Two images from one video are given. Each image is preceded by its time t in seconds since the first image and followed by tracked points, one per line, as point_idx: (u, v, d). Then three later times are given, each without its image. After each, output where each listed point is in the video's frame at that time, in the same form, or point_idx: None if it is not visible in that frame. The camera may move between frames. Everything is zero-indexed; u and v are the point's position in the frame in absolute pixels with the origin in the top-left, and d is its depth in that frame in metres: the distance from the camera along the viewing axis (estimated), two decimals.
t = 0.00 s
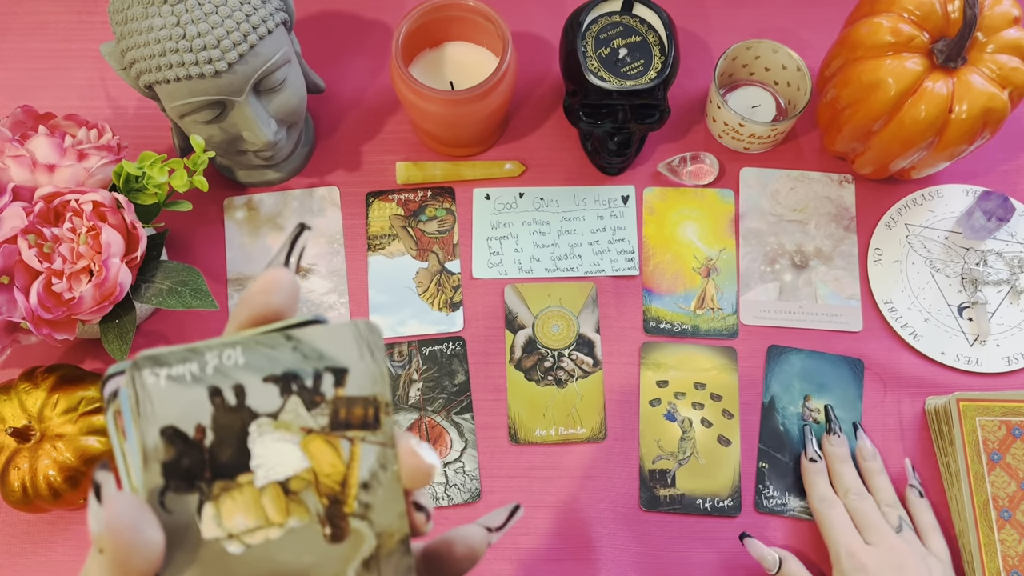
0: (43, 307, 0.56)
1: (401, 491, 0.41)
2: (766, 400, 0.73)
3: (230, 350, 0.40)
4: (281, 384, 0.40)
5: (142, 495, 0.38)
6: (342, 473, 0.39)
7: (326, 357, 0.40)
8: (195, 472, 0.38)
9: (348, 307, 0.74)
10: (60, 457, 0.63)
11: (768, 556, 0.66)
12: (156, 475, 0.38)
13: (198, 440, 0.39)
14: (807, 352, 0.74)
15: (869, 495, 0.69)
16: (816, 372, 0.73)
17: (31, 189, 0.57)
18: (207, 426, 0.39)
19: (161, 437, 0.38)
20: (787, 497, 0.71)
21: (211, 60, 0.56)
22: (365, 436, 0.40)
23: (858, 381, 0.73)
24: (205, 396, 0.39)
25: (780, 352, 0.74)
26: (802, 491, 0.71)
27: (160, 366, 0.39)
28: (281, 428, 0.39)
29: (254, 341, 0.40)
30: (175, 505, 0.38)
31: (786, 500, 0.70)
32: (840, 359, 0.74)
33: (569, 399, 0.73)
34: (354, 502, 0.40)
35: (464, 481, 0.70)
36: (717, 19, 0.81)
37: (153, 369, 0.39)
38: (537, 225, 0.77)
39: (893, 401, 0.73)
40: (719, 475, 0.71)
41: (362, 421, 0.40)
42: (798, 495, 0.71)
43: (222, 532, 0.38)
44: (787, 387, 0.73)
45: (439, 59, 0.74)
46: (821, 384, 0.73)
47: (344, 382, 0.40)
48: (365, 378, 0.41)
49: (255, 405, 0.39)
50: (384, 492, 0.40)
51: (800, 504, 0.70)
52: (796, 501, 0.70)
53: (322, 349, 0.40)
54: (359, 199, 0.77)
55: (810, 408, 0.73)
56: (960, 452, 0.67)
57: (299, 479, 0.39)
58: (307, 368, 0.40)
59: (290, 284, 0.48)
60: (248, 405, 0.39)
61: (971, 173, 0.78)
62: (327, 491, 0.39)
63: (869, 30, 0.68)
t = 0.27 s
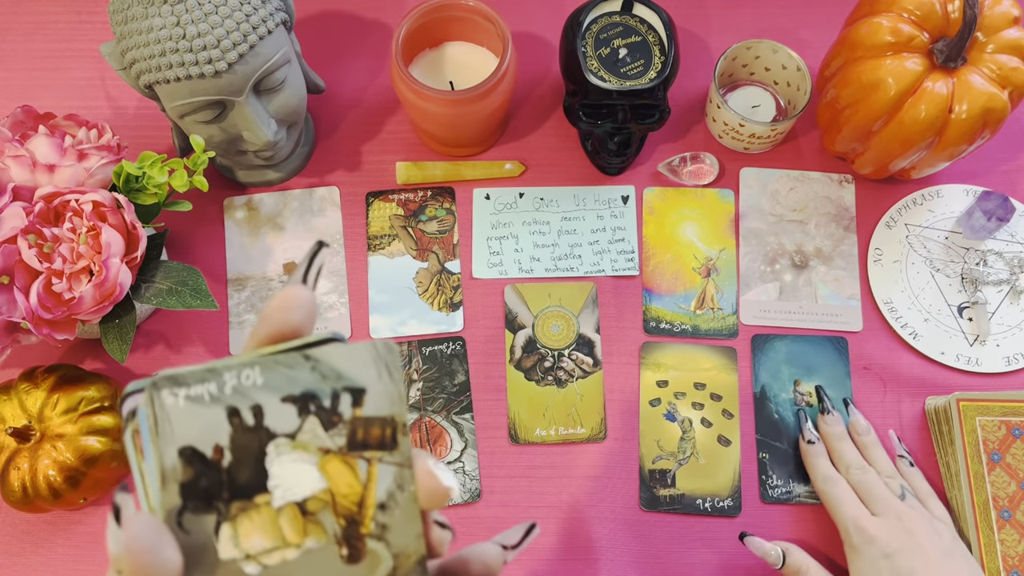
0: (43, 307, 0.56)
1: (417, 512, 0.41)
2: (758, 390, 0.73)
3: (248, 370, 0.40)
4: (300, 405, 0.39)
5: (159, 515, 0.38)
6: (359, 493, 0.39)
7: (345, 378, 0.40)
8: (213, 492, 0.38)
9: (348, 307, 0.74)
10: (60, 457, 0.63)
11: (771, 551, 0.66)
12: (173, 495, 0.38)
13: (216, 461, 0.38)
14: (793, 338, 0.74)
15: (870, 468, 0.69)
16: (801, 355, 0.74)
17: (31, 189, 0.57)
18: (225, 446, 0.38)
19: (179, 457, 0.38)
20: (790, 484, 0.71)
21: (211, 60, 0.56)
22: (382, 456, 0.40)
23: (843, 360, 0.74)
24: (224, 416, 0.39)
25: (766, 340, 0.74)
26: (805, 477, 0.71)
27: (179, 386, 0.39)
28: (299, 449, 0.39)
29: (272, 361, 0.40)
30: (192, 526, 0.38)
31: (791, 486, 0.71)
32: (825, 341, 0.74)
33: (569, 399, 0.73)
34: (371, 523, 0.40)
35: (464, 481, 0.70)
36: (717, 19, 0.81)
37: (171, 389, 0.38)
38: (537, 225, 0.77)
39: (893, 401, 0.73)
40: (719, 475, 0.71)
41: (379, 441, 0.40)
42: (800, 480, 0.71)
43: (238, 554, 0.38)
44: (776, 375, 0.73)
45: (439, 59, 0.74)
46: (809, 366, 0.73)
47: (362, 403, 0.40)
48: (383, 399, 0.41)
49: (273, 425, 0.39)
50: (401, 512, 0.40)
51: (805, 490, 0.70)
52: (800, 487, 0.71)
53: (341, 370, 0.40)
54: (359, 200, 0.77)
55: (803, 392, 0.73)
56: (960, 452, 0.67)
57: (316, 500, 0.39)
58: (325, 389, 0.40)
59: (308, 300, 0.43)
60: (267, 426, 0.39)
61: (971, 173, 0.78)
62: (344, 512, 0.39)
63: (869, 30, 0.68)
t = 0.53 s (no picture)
0: (43, 307, 0.56)
1: (405, 517, 0.40)
2: (758, 391, 0.73)
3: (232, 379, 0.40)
4: (285, 413, 0.39)
5: (147, 525, 0.38)
6: (345, 499, 0.39)
7: (329, 384, 0.40)
8: (199, 501, 0.38)
9: (348, 307, 0.74)
10: (60, 457, 0.63)
11: (773, 548, 0.66)
12: (160, 504, 0.38)
13: (202, 469, 0.38)
14: (792, 338, 0.74)
15: (878, 478, 0.68)
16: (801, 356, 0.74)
17: (31, 189, 0.57)
18: (210, 455, 0.38)
19: (165, 466, 0.38)
20: (792, 485, 0.71)
21: (211, 60, 0.56)
22: (368, 462, 0.40)
23: (843, 361, 0.74)
24: (208, 425, 0.38)
25: (766, 342, 0.74)
26: (806, 477, 0.71)
27: (164, 397, 0.38)
28: (284, 456, 0.39)
29: (257, 369, 0.40)
30: (179, 535, 0.38)
31: (793, 486, 0.71)
32: (826, 342, 0.74)
33: (569, 399, 0.73)
34: (358, 529, 0.39)
35: (464, 481, 0.70)
36: (717, 19, 0.81)
37: (156, 400, 0.38)
38: (536, 225, 0.77)
39: (893, 401, 0.73)
40: (719, 475, 0.71)
41: (365, 447, 0.40)
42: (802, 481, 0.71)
43: (226, 562, 0.38)
44: (776, 376, 0.73)
45: (439, 60, 0.74)
46: (809, 367, 0.73)
47: (346, 409, 0.40)
48: (367, 405, 0.40)
49: (258, 433, 0.39)
50: (388, 518, 0.40)
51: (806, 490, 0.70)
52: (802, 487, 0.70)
53: (325, 376, 0.40)
54: (359, 200, 0.77)
55: (803, 394, 0.73)
56: (960, 452, 0.67)
57: (302, 506, 0.39)
58: (310, 396, 0.39)
59: (294, 309, 0.43)
60: (252, 434, 0.39)
61: (971, 172, 0.78)
62: (331, 518, 0.39)
63: (869, 30, 0.68)
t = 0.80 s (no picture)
0: (43, 307, 0.56)
1: (429, 517, 0.40)
2: (758, 393, 0.73)
3: (263, 376, 0.39)
4: (314, 411, 0.39)
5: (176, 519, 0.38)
6: (371, 499, 0.39)
7: (358, 384, 0.39)
8: (229, 497, 0.38)
9: (348, 307, 0.74)
10: (60, 457, 0.63)
11: (765, 565, 0.66)
12: (189, 500, 0.38)
13: (232, 465, 0.38)
14: (792, 338, 0.74)
15: (868, 502, 0.69)
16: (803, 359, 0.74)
17: (31, 189, 0.57)
18: (241, 452, 0.38)
19: (196, 462, 0.38)
20: (792, 488, 0.71)
21: (211, 60, 0.56)
22: (394, 461, 0.40)
23: (843, 364, 0.74)
24: (239, 421, 0.38)
25: (767, 344, 0.74)
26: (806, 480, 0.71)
27: (196, 392, 0.38)
28: (312, 454, 0.39)
29: (287, 367, 0.39)
30: (208, 530, 0.38)
31: (792, 490, 0.71)
32: (826, 345, 0.74)
33: (569, 399, 0.73)
34: (383, 528, 0.40)
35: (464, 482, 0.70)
36: (717, 19, 0.81)
37: (188, 396, 0.38)
38: (537, 226, 0.77)
39: (893, 401, 0.73)
40: (719, 475, 0.71)
41: (392, 447, 0.40)
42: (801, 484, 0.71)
43: (254, 557, 0.38)
44: (776, 377, 0.73)
45: (439, 59, 0.74)
46: (809, 370, 0.73)
47: (375, 409, 0.40)
48: (395, 405, 0.40)
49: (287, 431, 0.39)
50: (413, 517, 0.40)
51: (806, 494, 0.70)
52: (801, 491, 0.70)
53: (354, 376, 0.39)
54: (359, 200, 0.77)
55: (803, 396, 0.73)
56: (960, 452, 0.67)
57: (330, 504, 0.39)
58: (338, 395, 0.39)
59: (322, 309, 0.42)
60: (281, 431, 0.39)
61: (971, 172, 0.78)
62: (356, 517, 0.39)
63: (869, 30, 0.68)
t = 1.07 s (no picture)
0: (43, 307, 0.56)
1: (430, 515, 0.41)
2: (758, 393, 0.73)
3: (262, 373, 0.39)
4: (313, 408, 0.39)
5: (175, 517, 0.38)
6: (372, 496, 0.39)
7: (358, 381, 0.40)
8: (228, 495, 0.38)
9: (349, 307, 0.74)
10: (60, 457, 0.63)
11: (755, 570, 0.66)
12: (188, 498, 0.38)
13: (231, 463, 0.38)
14: (792, 338, 0.74)
15: (862, 505, 0.69)
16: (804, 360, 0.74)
17: (31, 189, 0.57)
18: (239, 449, 0.38)
19: (195, 459, 0.38)
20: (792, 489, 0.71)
21: (211, 60, 0.56)
22: (394, 459, 0.40)
23: (843, 364, 0.74)
24: (238, 419, 0.39)
25: (767, 344, 0.74)
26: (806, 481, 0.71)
27: (195, 390, 0.38)
28: (312, 451, 0.39)
29: (286, 364, 0.40)
30: (207, 528, 0.38)
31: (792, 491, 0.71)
32: (826, 345, 0.74)
33: (569, 399, 0.73)
34: (383, 526, 0.40)
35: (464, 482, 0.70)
36: (717, 19, 0.81)
37: (187, 393, 0.38)
38: (537, 225, 0.77)
39: (893, 401, 0.73)
40: (719, 475, 0.71)
41: (392, 444, 0.40)
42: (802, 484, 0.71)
43: (253, 556, 0.38)
44: (776, 378, 0.73)
45: (439, 59, 0.74)
46: (810, 371, 0.73)
47: (374, 406, 0.40)
48: (395, 402, 0.40)
49: (287, 428, 0.39)
50: (413, 515, 0.40)
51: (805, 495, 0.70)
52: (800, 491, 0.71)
53: (353, 372, 0.40)
54: (359, 200, 0.77)
55: (803, 397, 0.73)
56: (960, 452, 0.67)
57: (330, 502, 0.39)
58: (338, 392, 0.40)
59: (322, 306, 0.43)
60: (281, 429, 0.39)
61: (971, 172, 0.78)
62: (357, 515, 0.39)
63: (868, 30, 0.68)
